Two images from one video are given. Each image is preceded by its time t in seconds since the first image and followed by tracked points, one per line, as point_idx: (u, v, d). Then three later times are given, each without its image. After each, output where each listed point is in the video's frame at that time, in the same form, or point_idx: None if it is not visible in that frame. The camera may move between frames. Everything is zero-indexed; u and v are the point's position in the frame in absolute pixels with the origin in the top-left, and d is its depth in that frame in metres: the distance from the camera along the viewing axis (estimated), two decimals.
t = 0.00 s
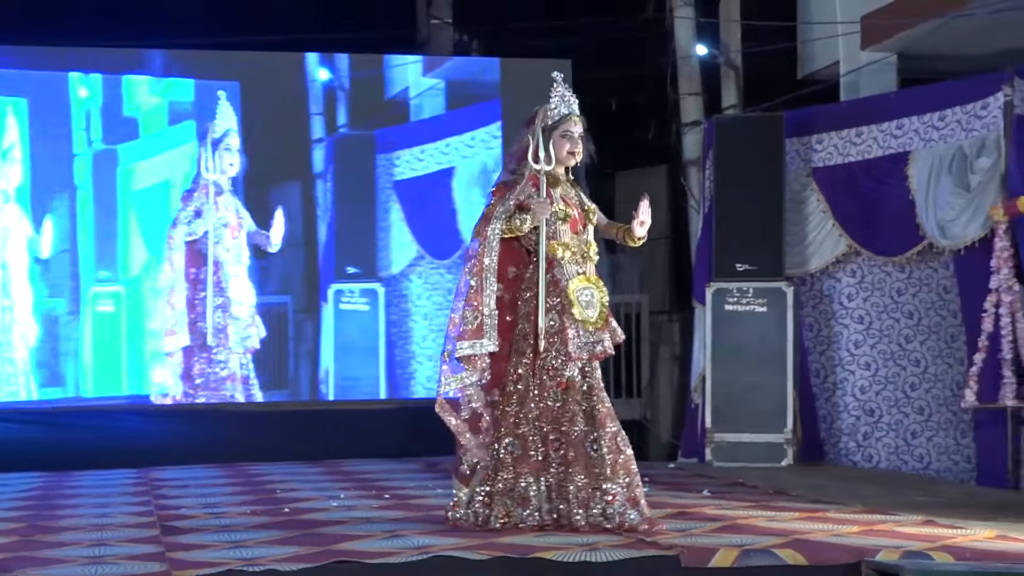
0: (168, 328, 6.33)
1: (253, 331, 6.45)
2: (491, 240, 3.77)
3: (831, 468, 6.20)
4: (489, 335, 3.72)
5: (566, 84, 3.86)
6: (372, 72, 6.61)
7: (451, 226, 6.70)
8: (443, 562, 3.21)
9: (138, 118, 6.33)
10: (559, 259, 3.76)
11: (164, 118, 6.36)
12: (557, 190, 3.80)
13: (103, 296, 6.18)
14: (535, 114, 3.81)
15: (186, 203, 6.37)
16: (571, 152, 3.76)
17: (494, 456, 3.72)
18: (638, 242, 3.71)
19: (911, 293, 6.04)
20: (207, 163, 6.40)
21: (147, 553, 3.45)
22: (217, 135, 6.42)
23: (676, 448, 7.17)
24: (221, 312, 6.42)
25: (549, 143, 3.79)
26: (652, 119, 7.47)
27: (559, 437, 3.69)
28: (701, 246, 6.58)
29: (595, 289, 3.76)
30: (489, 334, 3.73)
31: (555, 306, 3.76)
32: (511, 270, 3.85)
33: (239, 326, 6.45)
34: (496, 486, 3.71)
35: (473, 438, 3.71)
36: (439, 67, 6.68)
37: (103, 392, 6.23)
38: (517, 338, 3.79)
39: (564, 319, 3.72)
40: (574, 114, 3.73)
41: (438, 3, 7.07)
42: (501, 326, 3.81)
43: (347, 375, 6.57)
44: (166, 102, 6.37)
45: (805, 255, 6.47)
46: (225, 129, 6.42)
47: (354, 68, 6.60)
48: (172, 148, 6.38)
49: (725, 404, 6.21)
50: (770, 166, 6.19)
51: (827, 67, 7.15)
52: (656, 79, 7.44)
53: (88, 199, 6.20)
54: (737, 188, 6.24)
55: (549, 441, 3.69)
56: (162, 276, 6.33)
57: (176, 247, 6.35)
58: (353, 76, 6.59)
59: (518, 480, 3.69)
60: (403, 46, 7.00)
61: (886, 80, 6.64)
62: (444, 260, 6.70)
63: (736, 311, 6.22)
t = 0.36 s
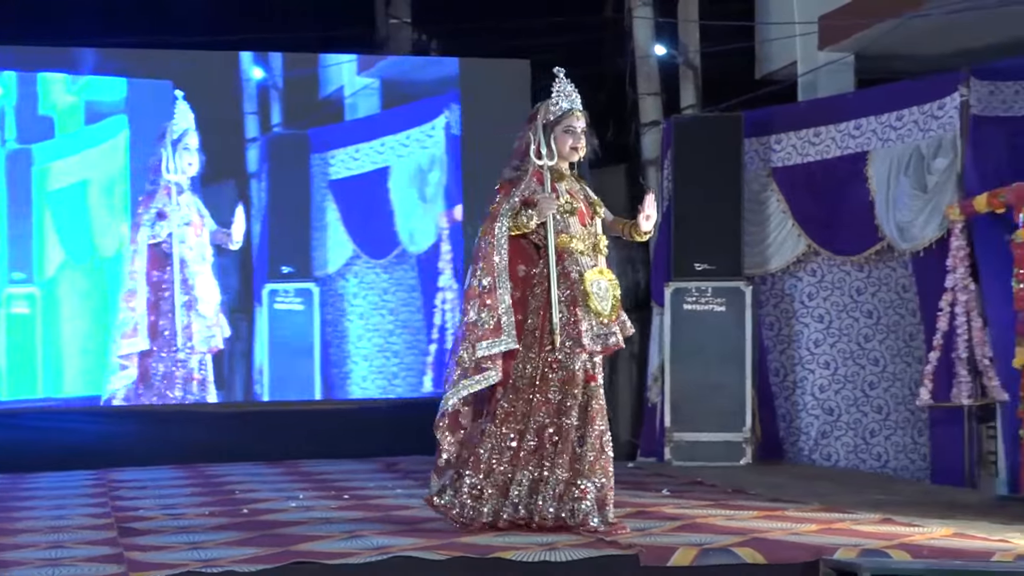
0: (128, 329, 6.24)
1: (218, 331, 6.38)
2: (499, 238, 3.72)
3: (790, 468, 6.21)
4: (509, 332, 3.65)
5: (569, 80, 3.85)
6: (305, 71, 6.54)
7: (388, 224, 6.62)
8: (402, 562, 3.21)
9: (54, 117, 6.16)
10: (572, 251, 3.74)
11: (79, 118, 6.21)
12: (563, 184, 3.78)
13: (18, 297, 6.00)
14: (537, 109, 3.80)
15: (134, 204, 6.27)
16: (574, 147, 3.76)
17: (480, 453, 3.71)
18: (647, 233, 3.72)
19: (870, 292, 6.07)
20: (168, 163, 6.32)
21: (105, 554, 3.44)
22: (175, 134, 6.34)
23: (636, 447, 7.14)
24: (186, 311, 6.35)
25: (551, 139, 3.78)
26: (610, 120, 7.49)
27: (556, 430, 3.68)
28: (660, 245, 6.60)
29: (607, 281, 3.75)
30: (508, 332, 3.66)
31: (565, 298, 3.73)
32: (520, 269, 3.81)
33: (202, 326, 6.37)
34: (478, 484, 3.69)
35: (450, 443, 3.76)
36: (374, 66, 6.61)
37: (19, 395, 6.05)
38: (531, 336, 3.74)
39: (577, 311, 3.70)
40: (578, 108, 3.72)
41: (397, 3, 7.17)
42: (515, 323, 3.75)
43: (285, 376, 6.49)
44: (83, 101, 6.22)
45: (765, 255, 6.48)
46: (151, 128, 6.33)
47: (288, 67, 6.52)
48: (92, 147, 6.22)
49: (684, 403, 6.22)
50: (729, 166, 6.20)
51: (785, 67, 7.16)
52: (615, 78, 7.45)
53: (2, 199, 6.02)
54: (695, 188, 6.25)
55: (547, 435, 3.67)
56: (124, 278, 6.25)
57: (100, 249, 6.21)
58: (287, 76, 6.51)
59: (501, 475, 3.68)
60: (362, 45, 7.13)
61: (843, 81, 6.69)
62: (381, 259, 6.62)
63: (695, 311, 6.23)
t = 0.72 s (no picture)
0: (80, 326, 6.24)
1: (168, 327, 6.38)
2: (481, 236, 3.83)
3: (743, 468, 6.25)
4: (506, 326, 3.77)
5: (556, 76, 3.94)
6: (232, 71, 6.49)
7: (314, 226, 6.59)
8: (356, 563, 3.22)
9: None
10: (553, 250, 3.85)
11: None
12: (546, 181, 3.89)
13: None
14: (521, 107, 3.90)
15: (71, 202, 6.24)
16: (559, 144, 3.87)
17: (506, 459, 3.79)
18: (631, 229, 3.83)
19: (824, 292, 6.08)
20: (116, 160, 6.30)
21: (56, 555, 3.42)
22: (124, 132, 6.32)
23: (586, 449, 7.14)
24: (132, 307, 6.34)
25: (538, 137, 3.89)
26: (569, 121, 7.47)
27: (552, 430, 3.76)
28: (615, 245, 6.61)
29: (587, 280, 3.86)
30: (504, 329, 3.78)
31: (545, 298, 3.82)
32: (504, 267, 3.90)
33: (154, 321, 6.37)
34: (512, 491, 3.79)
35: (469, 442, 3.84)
36: (300, 66, 6.57)
37: None
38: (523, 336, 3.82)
39: (557, 310, 3.80)
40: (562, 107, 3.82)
41: (352, 3, 7.14)
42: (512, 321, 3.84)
43: (214, 378, 6.45)
44: None
45: (722, 256, 6.52)
46: (72, 126, 6.27)
47: (214, 67, 6.47)
48: None
49: (640, 404, 6.25)
50: (683, 165, 6.18)
51: (739, 68, 7.19)
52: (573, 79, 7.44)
53: None
54: (648, 189, 6.20)
55: (544, 435, 3.76)
56: (74, 278, 6.24)
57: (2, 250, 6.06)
58: (213, 76, 6.46)
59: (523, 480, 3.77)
60: (315, 45, 7.13)
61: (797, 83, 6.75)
62: (306, 260, 6.58)
63: (650, 311, 6.25)
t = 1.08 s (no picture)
0: (39, 328, 6.20)
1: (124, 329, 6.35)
2: (479, 239, 3.92)
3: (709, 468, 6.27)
4: (492, 334, 3.88)
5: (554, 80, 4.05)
6: (171, 72, 6.40)
7: (254, 227, 6.55)
8: (321, 564, 3.21)
9: None
10: (555, 252, 3.95)
11: None
12: (548, 184, 4.01)
13: None
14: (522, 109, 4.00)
15: (19, 203, 6.18)
16: (560, 146, 3.97)
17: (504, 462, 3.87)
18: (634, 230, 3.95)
19: (791, 292, 6.10)
20: (74, 161, 6.26)
21: (20, 557, 3.41)
22: (82, 131, 6.27)
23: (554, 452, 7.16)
24: (91, 308, 6.31)
25: (537, 139, 3.98)
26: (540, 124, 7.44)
27: (547, 432, 3.86)
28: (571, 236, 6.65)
29: (590, 282, 3.97)
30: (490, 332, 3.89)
31: (548, 299, 3.93)
32: (506, 268, 4.02)
33: (110, 323, 6.34)
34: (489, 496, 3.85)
35: (472, 446, 3.88)
36: (242, 66, 6.49)
37: None
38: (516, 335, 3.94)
39: (561, 311, 3.91)
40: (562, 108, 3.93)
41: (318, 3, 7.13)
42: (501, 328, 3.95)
43: (161, 379, 6.42)
44: None
45: (690, 256, 6.51)
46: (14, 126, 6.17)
47: (154, 67, 6.39)
48: None
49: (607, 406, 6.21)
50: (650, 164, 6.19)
51: (705, 69, 7.21)
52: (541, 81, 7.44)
53: None
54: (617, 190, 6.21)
55: (538, 436, 3.86)
56: (31, 279, 6.18)
57: None
58: (153, 76, 6.39)
59: (520, 482, 3.85)
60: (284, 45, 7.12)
61: (763, 83, 6.76)
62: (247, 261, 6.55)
63: (617, 312, 6.22)
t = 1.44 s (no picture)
0: (12, 326, 6.25)
1: (102, 330, 6.35)
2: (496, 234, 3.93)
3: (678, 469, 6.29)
4: (496, 325, 3.89)
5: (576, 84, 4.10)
6: (122, 72, 6.36)
7: (206, 229, 6.52)
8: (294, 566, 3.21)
9: None
10: (573, 250, 3.93)
11: None
12: (567, 183, 4.00)
13: None
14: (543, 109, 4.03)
15: None
16: (579, 145, 3.98)
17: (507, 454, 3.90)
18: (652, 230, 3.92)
19: (761, 294, 6.11)
20: (52, 161, 6.26)
21: None
22: (61, 131, 6.26)
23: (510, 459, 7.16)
24: (70, 308, 6.32)
25: (555, 137, 4.00)
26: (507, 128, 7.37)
27: (557, 429, 3.88)
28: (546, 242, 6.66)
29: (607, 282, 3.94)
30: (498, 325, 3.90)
31: (567, 297, 3.92)
32: (527, 266, 4.00)
33: (88, 324, 6.35)
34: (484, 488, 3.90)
35: (478, 436, 3.91)
36: (192, 68, 6.47)
37: None
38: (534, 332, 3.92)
39: (579, 310, 3.89)
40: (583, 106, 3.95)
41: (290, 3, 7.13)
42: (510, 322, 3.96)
43: (119, 380, 6.38)
44: None
45: (662, 260, 6.52)
46: None
47: (104, 67, 6.34)
48: None
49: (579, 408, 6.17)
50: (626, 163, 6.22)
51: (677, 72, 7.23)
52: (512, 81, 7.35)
53: None
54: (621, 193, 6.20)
55: (547, 433, 3.88)
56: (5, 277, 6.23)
57: None
58: (103, 77, 6.34)
59: (523, 477, 3.89)
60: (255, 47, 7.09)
61: (733, 85, 6.78)
62: (200, 263, 6.52)
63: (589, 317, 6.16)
